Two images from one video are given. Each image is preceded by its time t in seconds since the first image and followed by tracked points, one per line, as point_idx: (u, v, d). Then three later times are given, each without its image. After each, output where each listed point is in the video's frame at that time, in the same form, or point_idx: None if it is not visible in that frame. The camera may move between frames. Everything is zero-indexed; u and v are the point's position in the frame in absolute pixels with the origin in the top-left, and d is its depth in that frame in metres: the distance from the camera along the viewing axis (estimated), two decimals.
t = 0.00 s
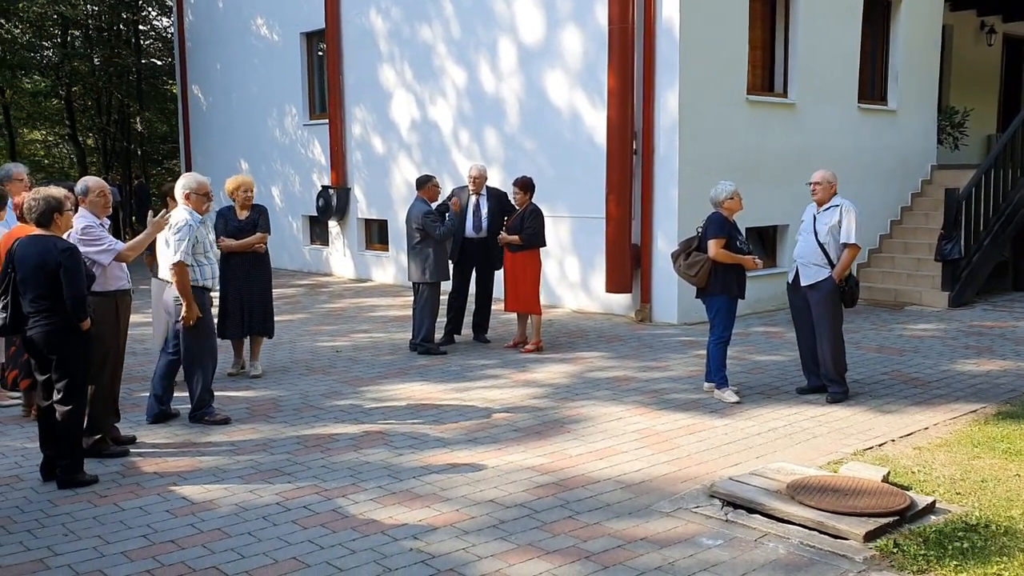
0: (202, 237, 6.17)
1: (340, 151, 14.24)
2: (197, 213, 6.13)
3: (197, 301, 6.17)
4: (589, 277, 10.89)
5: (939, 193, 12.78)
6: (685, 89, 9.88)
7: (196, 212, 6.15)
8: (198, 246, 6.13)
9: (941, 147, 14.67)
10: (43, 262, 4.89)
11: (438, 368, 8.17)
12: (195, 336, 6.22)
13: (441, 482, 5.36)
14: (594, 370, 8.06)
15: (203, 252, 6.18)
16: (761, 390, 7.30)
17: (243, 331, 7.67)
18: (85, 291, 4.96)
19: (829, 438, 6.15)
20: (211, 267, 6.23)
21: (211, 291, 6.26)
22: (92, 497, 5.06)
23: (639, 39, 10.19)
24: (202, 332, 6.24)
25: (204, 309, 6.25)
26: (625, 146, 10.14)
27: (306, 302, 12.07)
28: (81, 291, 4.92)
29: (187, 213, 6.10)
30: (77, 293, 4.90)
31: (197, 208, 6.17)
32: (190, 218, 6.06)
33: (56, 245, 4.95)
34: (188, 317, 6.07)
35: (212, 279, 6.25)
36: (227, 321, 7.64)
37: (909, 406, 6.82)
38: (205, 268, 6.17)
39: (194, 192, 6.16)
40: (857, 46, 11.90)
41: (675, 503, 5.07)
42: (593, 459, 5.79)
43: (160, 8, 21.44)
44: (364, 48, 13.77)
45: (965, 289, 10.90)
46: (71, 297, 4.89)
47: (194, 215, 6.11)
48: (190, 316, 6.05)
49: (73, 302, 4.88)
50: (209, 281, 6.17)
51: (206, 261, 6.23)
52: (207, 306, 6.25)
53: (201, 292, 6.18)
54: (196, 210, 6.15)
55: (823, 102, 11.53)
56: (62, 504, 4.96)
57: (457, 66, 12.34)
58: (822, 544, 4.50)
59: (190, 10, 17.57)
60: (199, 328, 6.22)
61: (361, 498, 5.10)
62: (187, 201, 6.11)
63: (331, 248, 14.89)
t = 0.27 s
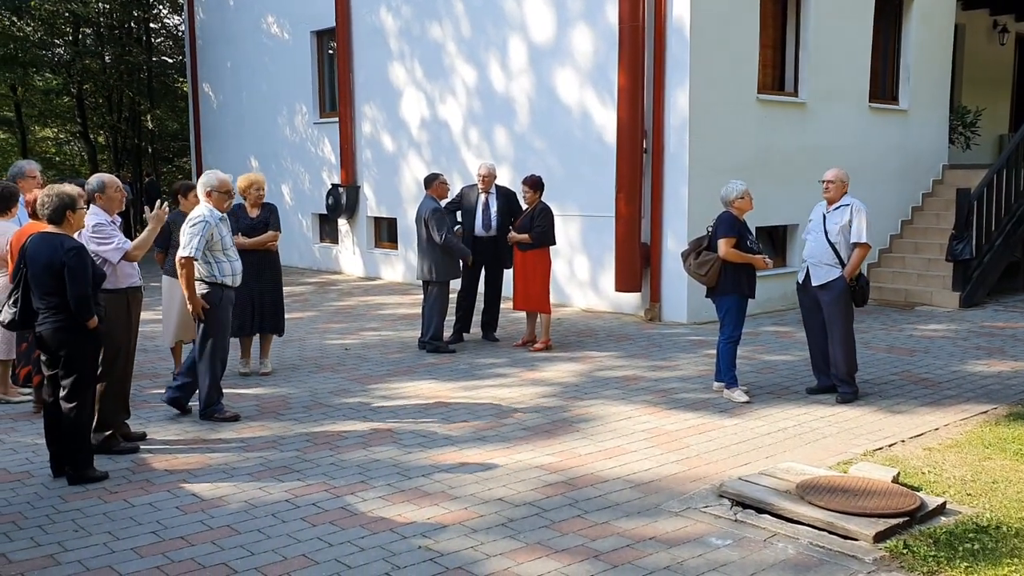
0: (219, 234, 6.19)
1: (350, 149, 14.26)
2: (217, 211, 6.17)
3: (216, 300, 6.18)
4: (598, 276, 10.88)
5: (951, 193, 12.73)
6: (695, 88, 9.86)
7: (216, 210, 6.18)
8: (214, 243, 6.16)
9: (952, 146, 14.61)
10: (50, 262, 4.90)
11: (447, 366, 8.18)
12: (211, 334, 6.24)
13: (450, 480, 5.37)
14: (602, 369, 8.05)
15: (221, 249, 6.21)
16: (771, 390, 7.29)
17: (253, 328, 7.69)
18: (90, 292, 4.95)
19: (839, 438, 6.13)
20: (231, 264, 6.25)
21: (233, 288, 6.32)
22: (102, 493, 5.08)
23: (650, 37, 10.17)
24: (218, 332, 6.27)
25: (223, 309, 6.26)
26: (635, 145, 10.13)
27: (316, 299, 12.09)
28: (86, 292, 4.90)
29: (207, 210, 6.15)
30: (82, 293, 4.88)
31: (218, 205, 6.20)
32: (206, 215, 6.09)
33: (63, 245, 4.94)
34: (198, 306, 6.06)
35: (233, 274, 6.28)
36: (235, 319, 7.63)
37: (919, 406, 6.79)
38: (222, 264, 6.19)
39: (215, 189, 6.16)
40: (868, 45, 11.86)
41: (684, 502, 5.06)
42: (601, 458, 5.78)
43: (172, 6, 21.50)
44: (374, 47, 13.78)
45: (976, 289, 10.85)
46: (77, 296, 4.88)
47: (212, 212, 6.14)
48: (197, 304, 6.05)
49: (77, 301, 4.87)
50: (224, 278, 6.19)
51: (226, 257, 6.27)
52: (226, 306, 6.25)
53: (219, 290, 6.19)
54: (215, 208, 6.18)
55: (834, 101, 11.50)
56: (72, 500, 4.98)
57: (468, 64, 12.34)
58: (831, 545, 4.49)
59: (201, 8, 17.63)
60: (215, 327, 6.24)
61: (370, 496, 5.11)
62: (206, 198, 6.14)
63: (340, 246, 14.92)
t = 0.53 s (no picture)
0: (241, 231, 6.14)
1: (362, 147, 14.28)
2: (241, 209, 6.14)
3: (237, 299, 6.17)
4: (610, 274, 10.86)
5: (966, 192, 12.65)
6: (709, 85, 9.82)
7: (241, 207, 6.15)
8: (234, 240, 6.12)
9: (968, 145, 14.50)
10: (60, 260, 4.92)
11: (459, 364, 8.17)
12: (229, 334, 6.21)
13: (461, 478, 5.36)
14: (615, 368, 8.04)
15: (241, 246, 6.17)
16: (785, 390, 7.25)
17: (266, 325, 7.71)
18: (99, 291, 4.95)
19: (853, 438, 6.09)
20: (250, 263, 6.21)
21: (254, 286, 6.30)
22: (116, 490, 5.09)
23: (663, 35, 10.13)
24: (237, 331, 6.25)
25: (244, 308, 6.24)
26: (648, 144, 10.10)
27: (328, 297, 12.11)
28: (94, 291, 4.90)
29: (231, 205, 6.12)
30: (90, 291, 4.88)
31: (244, 204, 6.21)
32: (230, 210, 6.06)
33: (72, 243, 4.95)
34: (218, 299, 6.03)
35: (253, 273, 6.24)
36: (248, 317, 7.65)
37: (934, 407, 6.75)
38: (241, 262, 6.15)
39: (241, 188, 6.20)
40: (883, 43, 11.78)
41: (697, 502, 5.04)
42: (614, 457, 5.77)
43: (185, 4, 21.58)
44: (387, 44, 13.78)
45: (991, 289, 10.77)
46: (84, 294, 4.88)
47: (237, 208, 6.12)
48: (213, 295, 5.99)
49: (85, 299, 4.87)
50: (243, 275, 6.15)
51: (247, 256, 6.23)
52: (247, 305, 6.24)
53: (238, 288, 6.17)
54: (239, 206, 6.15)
55: (848, 99, 11.43)
56: (85, 496, 5.00)
57: (480, 62, 12.32)
58: (845, 545, 4.46)
59: (214, 6, 17.69)
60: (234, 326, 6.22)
61: (382, 494, 5.11)
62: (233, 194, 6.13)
63: (352, 244, 14.93)
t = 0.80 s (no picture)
0: (277, 231, 6.17)
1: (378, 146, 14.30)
2: (278, 208, 6.19)
3: (270, 296, 6.20)
4: (627, 273, 10.83)
5: (986, 190, 12.54)
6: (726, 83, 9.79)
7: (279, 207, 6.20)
8: (270, 238, 6.16)
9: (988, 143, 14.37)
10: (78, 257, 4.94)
11: (475, 363, 8.17)
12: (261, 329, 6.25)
13: (478, 477, 5.36)
14: (631, 367, 8.02)
15: (277, 245, 6.20)
16: (802, 389, 7.21)
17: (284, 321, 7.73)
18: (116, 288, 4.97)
19: (872, 438, 6.06)
20: (286, 263, 6.23)
21: (290, 287, 6.32)
22: (134, 486, 5.12)
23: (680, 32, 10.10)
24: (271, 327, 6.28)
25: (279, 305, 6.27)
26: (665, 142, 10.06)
27: (344, 295, 12.14)
28: (112, 288, 4.92)
29: (270, 205, 6.18)
30: (107, 288, 4.90)
31: (283, 204, 6.25)
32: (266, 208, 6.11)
33: (90, 240, 4.98)
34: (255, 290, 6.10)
35: (287, 273, 6.26)
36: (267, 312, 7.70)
37: (953, 407, 6.70)
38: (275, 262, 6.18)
39: (281, 188, 6.24)
40: (902, 40, 11.70)
41: (714, 502, 5.02)
42: (631, 457, 5.75)
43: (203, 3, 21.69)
44: (403, 43, 13.80)
45: (1011, 288, 10.68)
46: (102, 291, 4.90)
47: (274, 207, 6.17)
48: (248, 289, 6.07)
49: (104, 296, 4.90)
50: (277, 274, 6.18)
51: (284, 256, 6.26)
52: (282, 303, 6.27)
53: (274, 287, 6.22)
54: (277, 206, 6.21)
55: (867, 97, 11.36)
56: (104, 492, 5.03)
57: (496, 60, 12.32)
58: (864, 546, 4.43)
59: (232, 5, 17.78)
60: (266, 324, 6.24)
61: (399, 492, 5.11)
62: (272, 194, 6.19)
63: (368, 242, 14.97)
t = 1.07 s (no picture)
0: (321, 226, 6.20)
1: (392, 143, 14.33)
2: (322, 203, 6.21)
3: (315, 292, 6.22)
4: (641, 270, 10.82)
5: (1003, 189, 12.45)
6: (741, 81, 9.75)
7: (323, 202, 6.21)
8: (314, 232, 6.20)
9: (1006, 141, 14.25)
10: (96, 254, 4.96)
11: (488, 360, 8.17)
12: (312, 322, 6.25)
13: (491, 474, 5.36)
14: (645, 365, 8.00)
15: (322, 239, 6.23)
16: (817, 388, 7.18)
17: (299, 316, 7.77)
18: (134, 284, 4.99)
19: (887, 437, 6.02)
20: (330, 257, 6.25)
21: (335, 282, 6.33)
22: (149, 481, 5.14)
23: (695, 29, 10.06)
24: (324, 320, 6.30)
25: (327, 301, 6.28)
26: (680, 140, 10.04)
27: (357, 292, 12.17)
28: (129, 284, 4.94)
29: (314, 199, 6.20)
30: (126, 285, 4.93)
31: (328, 199, 6.25)
32: (309, 203, 6.14)
33: (108, 236, 5.00)
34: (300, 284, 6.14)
35: (331, 267, 6.27)
36: (283, 307, 7.74)
37: (970, 407, 6.66)
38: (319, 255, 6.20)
39: (328, 183, 6.26)
40: (919, 38, 11.64)
41: (728, 500, 5.00)
42: (644, 455, 5.74)
43: None
44: (418, 40, 13.81)
45: None
46: (121, 288, 4.92)
47: (318, 202, 6.19)
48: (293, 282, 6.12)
49: (122, 293, 4.92)
50: (321, 268, 6.21)
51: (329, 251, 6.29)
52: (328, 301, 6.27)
53: (318, 282, 6.24)
54: (320, 200, 6.21)
55: (883, 95, 11.30)
56: (120, 487, 5.05)
57: (511, 58, 12.32)
58: (879, 546, 4.41)
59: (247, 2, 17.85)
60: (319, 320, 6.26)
61: (412, 488, 5.12)
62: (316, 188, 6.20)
63: (382, 239, 14.99)
